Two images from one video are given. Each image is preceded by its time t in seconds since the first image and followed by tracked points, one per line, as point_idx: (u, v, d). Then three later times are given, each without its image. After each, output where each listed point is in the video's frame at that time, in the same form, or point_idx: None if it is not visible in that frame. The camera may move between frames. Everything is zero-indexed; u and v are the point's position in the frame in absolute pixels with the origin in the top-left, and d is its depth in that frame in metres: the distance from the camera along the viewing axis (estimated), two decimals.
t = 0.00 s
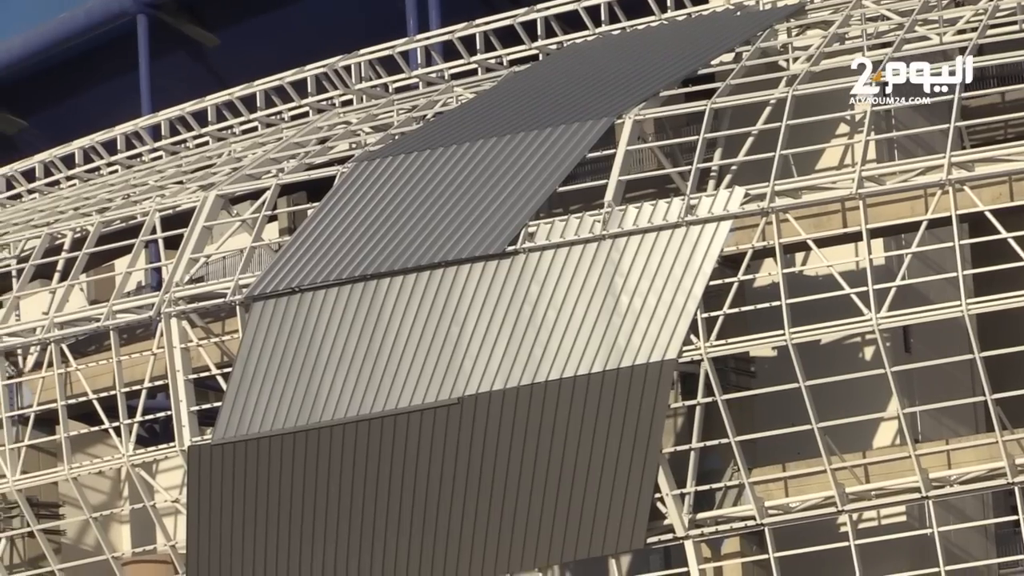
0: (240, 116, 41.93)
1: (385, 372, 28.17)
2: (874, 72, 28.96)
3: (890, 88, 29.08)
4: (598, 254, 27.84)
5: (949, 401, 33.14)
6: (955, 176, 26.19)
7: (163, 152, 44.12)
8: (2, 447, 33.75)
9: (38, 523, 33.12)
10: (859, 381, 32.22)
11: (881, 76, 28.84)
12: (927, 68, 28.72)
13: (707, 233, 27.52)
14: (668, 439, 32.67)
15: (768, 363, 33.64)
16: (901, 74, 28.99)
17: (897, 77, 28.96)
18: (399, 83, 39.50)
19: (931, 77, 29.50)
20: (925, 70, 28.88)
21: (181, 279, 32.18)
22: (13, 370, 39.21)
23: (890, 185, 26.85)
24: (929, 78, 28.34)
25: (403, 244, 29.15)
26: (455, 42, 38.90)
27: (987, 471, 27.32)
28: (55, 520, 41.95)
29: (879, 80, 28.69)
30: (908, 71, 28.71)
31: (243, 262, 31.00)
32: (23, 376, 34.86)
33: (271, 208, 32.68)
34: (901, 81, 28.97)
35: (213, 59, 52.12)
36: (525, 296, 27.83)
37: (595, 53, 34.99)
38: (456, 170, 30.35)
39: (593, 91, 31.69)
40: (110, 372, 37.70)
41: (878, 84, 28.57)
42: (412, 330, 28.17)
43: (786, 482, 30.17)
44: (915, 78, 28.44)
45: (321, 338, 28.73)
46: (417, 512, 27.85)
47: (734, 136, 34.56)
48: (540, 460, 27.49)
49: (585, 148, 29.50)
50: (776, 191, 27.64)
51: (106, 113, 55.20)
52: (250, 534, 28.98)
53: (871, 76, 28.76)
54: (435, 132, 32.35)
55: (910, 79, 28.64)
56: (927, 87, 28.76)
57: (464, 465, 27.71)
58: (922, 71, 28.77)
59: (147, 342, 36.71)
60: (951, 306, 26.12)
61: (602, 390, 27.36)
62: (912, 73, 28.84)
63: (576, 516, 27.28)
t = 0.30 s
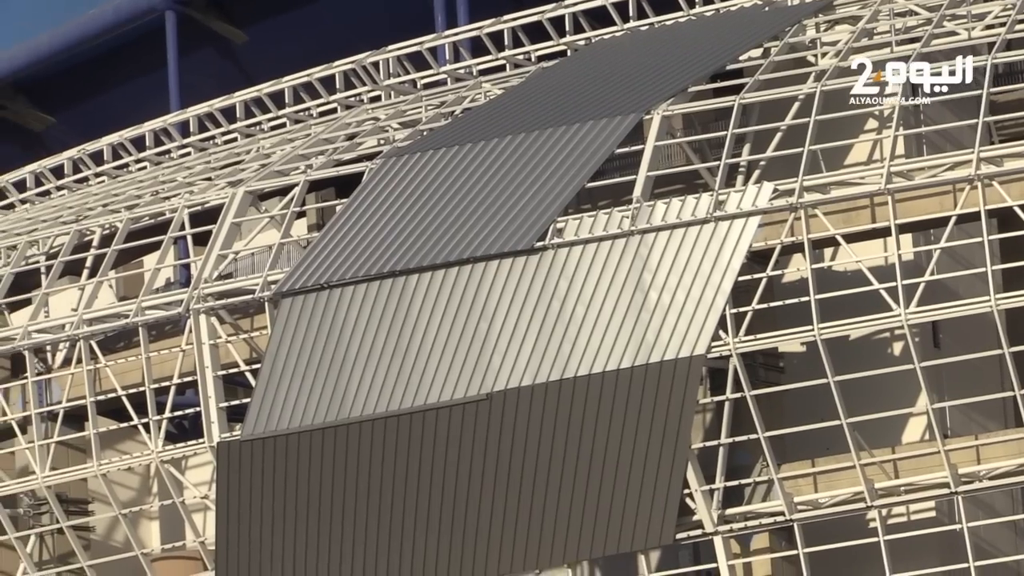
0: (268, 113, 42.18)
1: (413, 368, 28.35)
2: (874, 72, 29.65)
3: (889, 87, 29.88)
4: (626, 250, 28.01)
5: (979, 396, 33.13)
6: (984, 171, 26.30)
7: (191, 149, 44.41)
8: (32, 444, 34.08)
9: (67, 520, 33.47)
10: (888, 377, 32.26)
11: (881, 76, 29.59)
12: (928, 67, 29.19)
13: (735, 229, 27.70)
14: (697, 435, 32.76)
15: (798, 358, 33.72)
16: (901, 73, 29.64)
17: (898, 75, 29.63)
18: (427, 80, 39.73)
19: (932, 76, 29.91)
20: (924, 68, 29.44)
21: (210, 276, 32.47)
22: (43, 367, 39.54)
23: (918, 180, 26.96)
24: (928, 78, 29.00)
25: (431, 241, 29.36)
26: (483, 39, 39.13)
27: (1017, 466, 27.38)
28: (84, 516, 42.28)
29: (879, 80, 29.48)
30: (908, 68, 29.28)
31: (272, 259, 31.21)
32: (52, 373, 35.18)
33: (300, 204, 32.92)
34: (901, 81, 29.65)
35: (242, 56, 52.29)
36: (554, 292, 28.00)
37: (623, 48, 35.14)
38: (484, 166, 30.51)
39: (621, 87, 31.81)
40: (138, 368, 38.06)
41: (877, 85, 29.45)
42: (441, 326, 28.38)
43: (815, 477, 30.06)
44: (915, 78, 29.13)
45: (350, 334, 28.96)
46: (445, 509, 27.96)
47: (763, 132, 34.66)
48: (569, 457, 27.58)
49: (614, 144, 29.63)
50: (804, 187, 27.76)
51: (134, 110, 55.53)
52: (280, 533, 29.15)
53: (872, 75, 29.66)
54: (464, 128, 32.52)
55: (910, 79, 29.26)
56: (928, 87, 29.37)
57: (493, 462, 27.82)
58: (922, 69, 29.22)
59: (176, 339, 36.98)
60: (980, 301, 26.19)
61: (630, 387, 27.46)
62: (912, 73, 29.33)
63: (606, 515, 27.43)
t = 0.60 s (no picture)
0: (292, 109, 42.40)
1: (437, 364, 28.54)
2: (874, 71, 29.84)
3: (889, 86, 30.12)
4: (650, 245, 28.12)
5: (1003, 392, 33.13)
6: (1008, 166, 26.35)
7: (214, 145, 44.66)
8: (56, 440, 34.36)
9: (91, 516, 33.74)
10: (911, 372, 32.31)
11: (881, 75, 29.78)
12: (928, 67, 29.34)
13: (759, 225, 27.76)
14: (721, 430, 32.86)
15: (822, 353, 33.76)
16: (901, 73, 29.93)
17: (897, 75, 29.92)
18: (451, 75, 39.88)
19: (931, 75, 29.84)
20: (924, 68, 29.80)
21: (233, 272, 32.70)
22: (67, 362, 39.78)
23: (941, 175, 27.02)
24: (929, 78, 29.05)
25: (455, 236, 29.52)
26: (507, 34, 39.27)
27: None
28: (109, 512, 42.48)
29: (879, 79, 29.62)
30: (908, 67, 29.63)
31: (296, 254, 31.41)
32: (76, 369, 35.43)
33: (323, 200, 33.10)
34: (900, 81, 29.86)
35: (266, 52, 52.53)
36: (577, 288, 28.12)
37: (647, 43, 35.24)
38: (508, 162, 30.66)
39: (645, 82, 31.90)
40: (161, 364, 38.48)
41: (876, 84, 29.58)
42: (464, 321, 28.53)
43: (839, 473, 30.33)
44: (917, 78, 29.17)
45: (373, 330, 29.16)
46: (469, 505, 28.17)
47: (787, 127, 34.70)
48: (593, 452, 27.73)
49: (637, 139, 29.72)
50: (828, 182, 27.84)
51: (158, 106, 55.81)
52: (306, 528, 29.50)
53: (871, 75, 29.70)
54: (487, 124, 32.68)
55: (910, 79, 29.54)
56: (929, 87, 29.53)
57: (517, 457, 28.06)
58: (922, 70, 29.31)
59: (200, 335, 37.25)
60: (1004, 296, 26.22)
61: (654, 383, 27.58)
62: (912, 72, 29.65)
63: (629, 512, 27.42)
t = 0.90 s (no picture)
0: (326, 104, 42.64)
1: (471, 359, 28.75)
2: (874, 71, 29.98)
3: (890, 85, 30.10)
4: (684, 240, 28.25)
5: None
6: None
7: (248, 140, 45.05)
8: (90, 435, 34.74)
9: (126, 511, 34.11)
10: (945, 366, 32.28)
11: (881, 76, 29.89)
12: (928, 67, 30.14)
13: (793, 218, 27.84)
14: (755, 425, 32.92)
15: (856, 348, 33.81)
16: (902, 73, 30.15)
17: (897, 75, 30.11)
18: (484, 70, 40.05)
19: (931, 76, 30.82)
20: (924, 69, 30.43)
21: (267, 267, 32.97)
22: (101, 358, 40.25)
23: (975, 169, 27.12)
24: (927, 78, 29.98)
25: (489, 231, 29.71)
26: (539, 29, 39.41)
27: None
28: (143, 507, 43.05)
29: (880, 80, 29.85)
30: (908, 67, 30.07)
31: (330, 249, 31.59)
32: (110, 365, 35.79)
33: (356, 195, 33.32)
34: (900, 81, 30.02)
35: (300, 48, 52.85)
36: (611, 282, 28.32)
37: (682, 37, 35.34)
38: (541, 157, 30.83)
39: (679, 76, 32.03)
40: (196, 360, 38.84)
41: (875, 85, 29.74)
42: (499, 316, 28.73)
43: (874, 468, 30.37)
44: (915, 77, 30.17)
45: (407, 325, 29.32)
46: (504, 499, 28.49)
47: (820, 121, 34.70)
48: (627, 446, 28.02)
49: (671, 133, 29.85)
50: (862, 175, 27.87)
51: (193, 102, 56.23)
52: (338, 523, 29.67)
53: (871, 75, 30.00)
54: (520, 119, 32.81)
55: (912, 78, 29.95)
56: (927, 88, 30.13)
57: (551, 452, 28.29)
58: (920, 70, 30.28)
59: (234, 330, 37.57)
60: None
61: (688, 378, 27.77)
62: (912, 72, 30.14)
63: (662, 506, 27.68)
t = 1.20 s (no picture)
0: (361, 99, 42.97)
1: (506, 353, 29.00)
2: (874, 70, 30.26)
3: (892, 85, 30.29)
4: (718, 234, 28.45)
5: None
6: None
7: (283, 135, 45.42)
8: (125, 429, 35.11)
9: (161, 505, 34.46)
10: (980, 359, 32.34)
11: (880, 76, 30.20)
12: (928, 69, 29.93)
13: (828, 212, 28.03)
14: (789, 418, 32.98)
15: (890, 341, 33.79)
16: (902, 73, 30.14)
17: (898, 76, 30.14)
18: (518, 65, 40.31)
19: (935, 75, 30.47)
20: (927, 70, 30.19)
21: (303, 262, 33.33)
22: (137, 352, 40.67)
23: (1010, 162, 27.38)
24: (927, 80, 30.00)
25: (524, 225, 29.94)
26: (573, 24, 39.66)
27: None
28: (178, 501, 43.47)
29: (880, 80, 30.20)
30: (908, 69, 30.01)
31: (365, 243, 31.84)
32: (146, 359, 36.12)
33: (391, 189, 33.61)
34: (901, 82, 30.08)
35: (336, 44, 53.24)
36: (646, 276, 28.56)
37: (716, 30, 35.51)
38: (575, 152, 31.04)
39: (714, 69, 32.24)
40: (231, 354, 39.23)
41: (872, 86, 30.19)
42: (533, 309, 28.98)
43: (909, 461, 30.42)
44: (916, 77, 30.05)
45: (442, 320, 29.58)
46: (539, 493, 28.76)
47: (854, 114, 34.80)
48: (660, 440, 28.22)
49: (706, 127, 30.07)
50: (897, 169, 28.07)
51: (228, 97, 56.65)
52: (373, 517, 29.96)
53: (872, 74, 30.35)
54: (552, 114, 32.98)
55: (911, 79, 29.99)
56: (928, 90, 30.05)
57: (585, 447, 28.54)
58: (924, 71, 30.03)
59: (269, 325, 37.94)
60: None
61: (723, 371, 28.00)
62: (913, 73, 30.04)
63: (696, 499, 27.97)
